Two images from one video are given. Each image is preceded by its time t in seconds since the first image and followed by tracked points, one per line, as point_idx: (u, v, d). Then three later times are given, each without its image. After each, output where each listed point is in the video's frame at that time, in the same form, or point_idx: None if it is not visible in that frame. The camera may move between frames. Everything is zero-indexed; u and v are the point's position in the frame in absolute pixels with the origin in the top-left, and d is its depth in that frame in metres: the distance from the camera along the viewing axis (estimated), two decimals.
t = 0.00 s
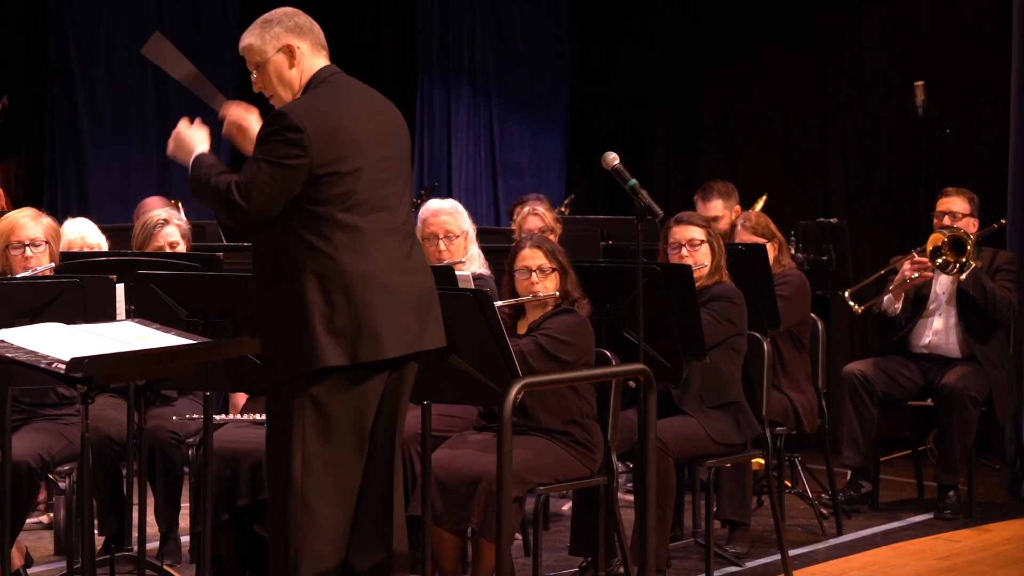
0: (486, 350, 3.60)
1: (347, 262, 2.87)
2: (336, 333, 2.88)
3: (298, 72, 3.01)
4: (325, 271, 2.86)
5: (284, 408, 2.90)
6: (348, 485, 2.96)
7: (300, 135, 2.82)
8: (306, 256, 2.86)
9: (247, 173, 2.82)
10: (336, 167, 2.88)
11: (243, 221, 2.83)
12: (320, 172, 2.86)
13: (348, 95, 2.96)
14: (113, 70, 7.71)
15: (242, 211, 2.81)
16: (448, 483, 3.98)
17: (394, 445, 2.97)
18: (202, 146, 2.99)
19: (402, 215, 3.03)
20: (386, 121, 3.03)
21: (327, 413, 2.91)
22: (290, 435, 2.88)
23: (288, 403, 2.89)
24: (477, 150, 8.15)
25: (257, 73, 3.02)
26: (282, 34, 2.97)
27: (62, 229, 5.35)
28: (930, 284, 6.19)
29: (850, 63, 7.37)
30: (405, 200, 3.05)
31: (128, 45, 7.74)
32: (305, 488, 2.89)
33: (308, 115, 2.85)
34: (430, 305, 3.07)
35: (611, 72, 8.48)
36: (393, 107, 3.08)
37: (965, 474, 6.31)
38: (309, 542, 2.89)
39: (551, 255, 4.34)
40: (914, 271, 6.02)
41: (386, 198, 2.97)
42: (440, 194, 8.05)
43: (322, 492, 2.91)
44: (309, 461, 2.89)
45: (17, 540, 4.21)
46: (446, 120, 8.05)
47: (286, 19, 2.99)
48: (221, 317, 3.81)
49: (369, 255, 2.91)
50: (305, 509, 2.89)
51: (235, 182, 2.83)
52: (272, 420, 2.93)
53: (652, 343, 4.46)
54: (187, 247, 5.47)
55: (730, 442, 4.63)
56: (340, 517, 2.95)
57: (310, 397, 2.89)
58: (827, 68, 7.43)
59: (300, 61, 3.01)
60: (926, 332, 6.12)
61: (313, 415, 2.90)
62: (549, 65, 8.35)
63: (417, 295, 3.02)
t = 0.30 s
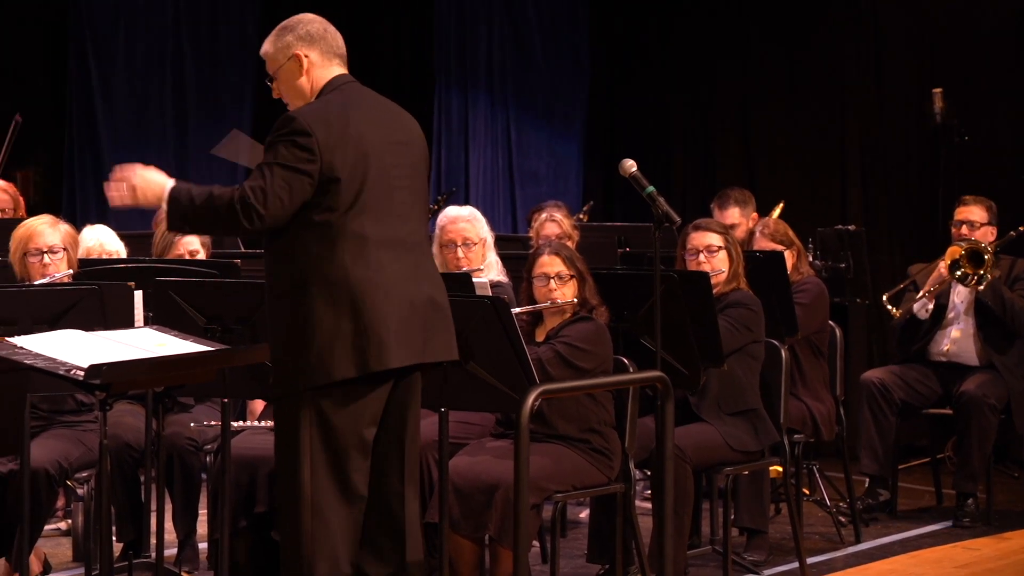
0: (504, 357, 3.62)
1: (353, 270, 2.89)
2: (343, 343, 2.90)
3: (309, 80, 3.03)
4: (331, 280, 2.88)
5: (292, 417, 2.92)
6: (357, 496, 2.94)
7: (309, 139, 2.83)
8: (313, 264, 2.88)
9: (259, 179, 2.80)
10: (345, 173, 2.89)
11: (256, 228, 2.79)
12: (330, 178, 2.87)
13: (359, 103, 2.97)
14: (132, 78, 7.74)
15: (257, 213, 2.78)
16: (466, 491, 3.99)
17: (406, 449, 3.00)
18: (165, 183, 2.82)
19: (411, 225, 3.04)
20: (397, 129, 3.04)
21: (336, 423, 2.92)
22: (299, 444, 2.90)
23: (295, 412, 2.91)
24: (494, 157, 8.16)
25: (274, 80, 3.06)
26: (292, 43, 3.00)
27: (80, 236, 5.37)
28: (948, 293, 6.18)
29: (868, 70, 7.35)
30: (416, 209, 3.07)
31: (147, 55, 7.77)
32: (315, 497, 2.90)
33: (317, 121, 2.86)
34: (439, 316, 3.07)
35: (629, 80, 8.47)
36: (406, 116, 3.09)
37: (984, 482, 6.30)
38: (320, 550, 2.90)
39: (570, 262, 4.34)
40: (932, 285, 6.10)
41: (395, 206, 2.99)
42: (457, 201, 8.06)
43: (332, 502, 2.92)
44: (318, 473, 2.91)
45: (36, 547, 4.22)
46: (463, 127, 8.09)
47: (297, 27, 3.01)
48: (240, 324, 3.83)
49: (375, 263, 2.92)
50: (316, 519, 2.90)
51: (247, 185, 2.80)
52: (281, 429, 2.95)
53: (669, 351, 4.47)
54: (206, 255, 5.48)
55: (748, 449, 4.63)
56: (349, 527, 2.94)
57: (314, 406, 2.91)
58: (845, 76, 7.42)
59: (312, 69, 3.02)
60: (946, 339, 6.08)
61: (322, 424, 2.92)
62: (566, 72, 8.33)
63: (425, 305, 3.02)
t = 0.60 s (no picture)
0: (524, 385, 3.63)
1: (364, 304, 2.89)
2: (349, 373, 2.88)
3: (321, 109, 3.04)
4: (343, 313, 2.88)
5: (307, 447, 2.92)
6: (370, 528, 2.95)
7: (318, 174, 2.84)
8: (324, 297, 2.88)
9: (270, 217, 2.83)
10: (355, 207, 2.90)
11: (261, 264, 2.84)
12: (340, 212, 2.88)
13: (370, 134, 2.98)
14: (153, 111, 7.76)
15: (266, 252, 2.81)
16: (486, 520, 3.98)
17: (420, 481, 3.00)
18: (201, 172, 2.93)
19: (424, 256, 3.04)
20: (410, 160, 3.04)
21: (351, 455, 2.92)
22: (314, 475, 2.90)
23: (309, 445, 2.91)
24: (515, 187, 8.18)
25: (288, 108, 3.08)
26: (303, 73, 3.01)
27: (101, 265, 5.38)
28: (970, 322, 6.17)
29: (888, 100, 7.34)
30: (430, 238, 3.07)
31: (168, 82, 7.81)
32: (332, 530, 2.90)
33: (326, 155, 2.88)
34: (453, 346, 3.07)
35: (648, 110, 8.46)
36: (418, 145, 3.09)
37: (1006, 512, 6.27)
38: None
39: (590, 291, 4.34)
40: (955, 315, 6.17)
41: (407, 237, 2.99)
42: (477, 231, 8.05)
43: (346, 533, 2.92)
44: (334, 503, 2.90)
45: None
46: (483, 155, 8.07)
47: (309, 57, 3.02)
48: (261, 353, 3.85)
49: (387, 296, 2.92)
50: (331, 551, 2.90)
51: (256, 223, 2.84)
52: (296, 462, 2.95)
53: (690, 380, 4.45)
54: (227, 284, 5.49)
55: (770, 478, 4.61)
56: (363, 559, 2.95)
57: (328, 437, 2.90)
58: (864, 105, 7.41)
59: (324, 100, 3.03)
60: (967, 369, 6.08)
61: (336, 458, 2.91)
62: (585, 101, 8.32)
63: (438, 336, 3.03)
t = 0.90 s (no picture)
0: (550, 396, 3.63)
1: (392, 306, 2.89)
2: (375, 371, 2.89)
3: (360, 117, 3.05)
4: (370, 314, 2.88)
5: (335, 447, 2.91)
6: (401, 537, 2.96)
7: (351, 179, 2.86)
8: (351, 297, 2.89)
9: (290, 200, 2.86)
10: (385, 211, 2.91)
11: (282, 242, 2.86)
12: (370, 216, 2.89)
13: (405, 142, 2.99)
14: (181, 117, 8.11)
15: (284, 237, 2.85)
16: (512, 532, 3.98)
17: (450, 492, 3.03)
18: (265, 144, 2.99)
19: (454, 262, 3.05)
20: (441, 168, 3.06)
21: (376, 454, 2.91)
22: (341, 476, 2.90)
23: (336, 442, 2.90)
24: (541, 199, 8.31)
25: (325, 115, 3.08)
26: (344, 79, 3.02)
27: (129, 276, 5.40)
28: (999, 335, 6.13)
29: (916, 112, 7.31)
30: (461, 250, 3.09)
31: (195, 95, 8.12)
32: (358, 532, 2.90)
33: (360, 160, 2.89)
34: (481, 353, 3.08)
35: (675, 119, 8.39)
36: (452, 156, 3.11)
37: None
38: None
39: (617, 302, 4.34)
40: (983, 328, 6.13)
41: (437, 244, 3.00)
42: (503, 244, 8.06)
43: (377, 543, 2.93)
44: (360, 507, 2.91)
45: None
46: (511, 164, 8.30)
47: (349, 63, 3.03)
48: (288, 364, 3.86)
49: (414, 300, 2.93)
50: (361, 558, 2.90)
51: (278, 209, 2.86)
52: (326, 462, 2.94)
53: (716, 392, 4.45)
54: (255, 295, 5.51)
55: (796, 491, 4.60)
56: (393, 568, 2.95)
57: (354, 439, 2.89)
58: (893, 117, 7.38)
59: (364, 107, 3.04)
60: (996, 382, 6.05)
61: (361, 456, 2.90)
62: (612, 114, 8.30)
63: (466, 341, 3.03)
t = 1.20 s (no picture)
0: (578, 405, 3.63)
1: (428, 319, 2.91)
2: (413, 386, 2.91)
3: (391, 126, 3.08)
4: (407, 328, 2.90)
5: (369, 459, 2.93)
6: (434, 544, 2.95)
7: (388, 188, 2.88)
8: (389, 311, 2.91)
9: (337, 227, 2.88)
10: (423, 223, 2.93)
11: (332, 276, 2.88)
12: (407, 227, 2.91)
13: (440, 153, 3.01)
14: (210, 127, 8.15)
15: (335, 267, 2.87)
16: (540, 541, 3.98)
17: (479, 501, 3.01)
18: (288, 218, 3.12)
19: (487, 274, 3.06)
20: (478, 180, 3.07)
21: (409, 466, 2.93)
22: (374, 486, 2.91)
23: (371, 453, 2.92)
24: (569, 204, 8.33)
25: (362, 127, 3.12)
26: (376, 90, 3.06)
27: (158, 284, 5.42)
28: None
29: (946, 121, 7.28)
30: (492, 259, 3.09)
31: (226, 104, 8.17)
32: (390, 541, 2.91)
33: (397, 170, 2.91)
34: (515, 366, 3.08)
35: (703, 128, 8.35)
36: (490, 170, 3.12)
37: None
38: None
39: (646, 309, 4.33)
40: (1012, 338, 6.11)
41: (473, 256, 3.01)
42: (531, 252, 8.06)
43: (410, 550, 2.93)
44: (393, 515, 2.91)
45: None
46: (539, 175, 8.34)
47: (383, 74, 3.06)
48: (315, 373, 3.85)
49: (450, 312, 2.94)
50: (391, 564, 2.90)
51: (326, 237, 2.89)
52: (357, 473, 2.96)
53: (743, 399, 4.45)
54: (284, 303, 5.52)
55: (825, 500, 4.58)
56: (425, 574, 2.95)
57: (389, 449, 2.91)
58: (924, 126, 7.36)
59: (394, 116, 3.07)
60: None
61: (396, 469, 2.92)
62: (641, 122, 8.27)
63: (501, 355, 3.04)
